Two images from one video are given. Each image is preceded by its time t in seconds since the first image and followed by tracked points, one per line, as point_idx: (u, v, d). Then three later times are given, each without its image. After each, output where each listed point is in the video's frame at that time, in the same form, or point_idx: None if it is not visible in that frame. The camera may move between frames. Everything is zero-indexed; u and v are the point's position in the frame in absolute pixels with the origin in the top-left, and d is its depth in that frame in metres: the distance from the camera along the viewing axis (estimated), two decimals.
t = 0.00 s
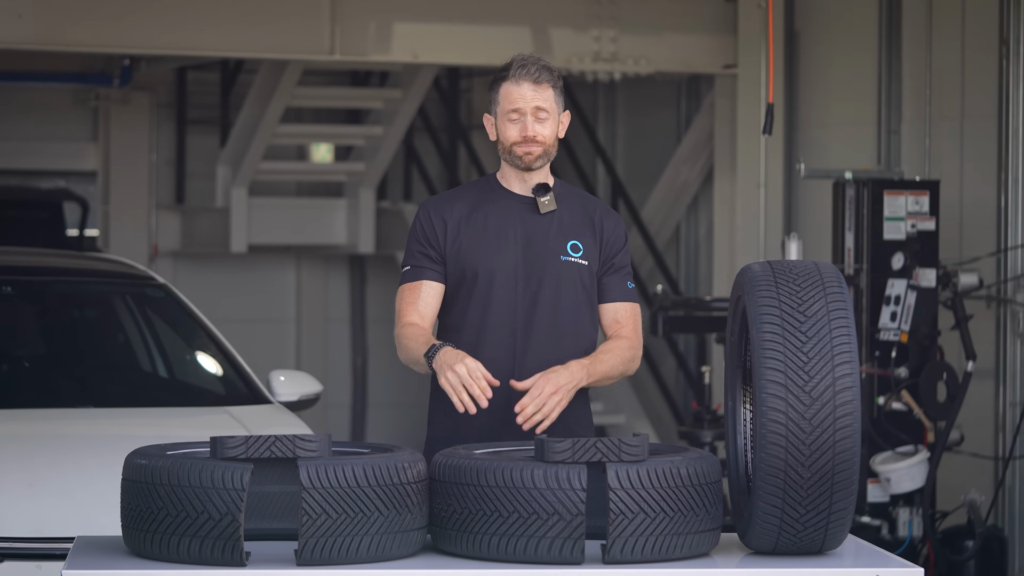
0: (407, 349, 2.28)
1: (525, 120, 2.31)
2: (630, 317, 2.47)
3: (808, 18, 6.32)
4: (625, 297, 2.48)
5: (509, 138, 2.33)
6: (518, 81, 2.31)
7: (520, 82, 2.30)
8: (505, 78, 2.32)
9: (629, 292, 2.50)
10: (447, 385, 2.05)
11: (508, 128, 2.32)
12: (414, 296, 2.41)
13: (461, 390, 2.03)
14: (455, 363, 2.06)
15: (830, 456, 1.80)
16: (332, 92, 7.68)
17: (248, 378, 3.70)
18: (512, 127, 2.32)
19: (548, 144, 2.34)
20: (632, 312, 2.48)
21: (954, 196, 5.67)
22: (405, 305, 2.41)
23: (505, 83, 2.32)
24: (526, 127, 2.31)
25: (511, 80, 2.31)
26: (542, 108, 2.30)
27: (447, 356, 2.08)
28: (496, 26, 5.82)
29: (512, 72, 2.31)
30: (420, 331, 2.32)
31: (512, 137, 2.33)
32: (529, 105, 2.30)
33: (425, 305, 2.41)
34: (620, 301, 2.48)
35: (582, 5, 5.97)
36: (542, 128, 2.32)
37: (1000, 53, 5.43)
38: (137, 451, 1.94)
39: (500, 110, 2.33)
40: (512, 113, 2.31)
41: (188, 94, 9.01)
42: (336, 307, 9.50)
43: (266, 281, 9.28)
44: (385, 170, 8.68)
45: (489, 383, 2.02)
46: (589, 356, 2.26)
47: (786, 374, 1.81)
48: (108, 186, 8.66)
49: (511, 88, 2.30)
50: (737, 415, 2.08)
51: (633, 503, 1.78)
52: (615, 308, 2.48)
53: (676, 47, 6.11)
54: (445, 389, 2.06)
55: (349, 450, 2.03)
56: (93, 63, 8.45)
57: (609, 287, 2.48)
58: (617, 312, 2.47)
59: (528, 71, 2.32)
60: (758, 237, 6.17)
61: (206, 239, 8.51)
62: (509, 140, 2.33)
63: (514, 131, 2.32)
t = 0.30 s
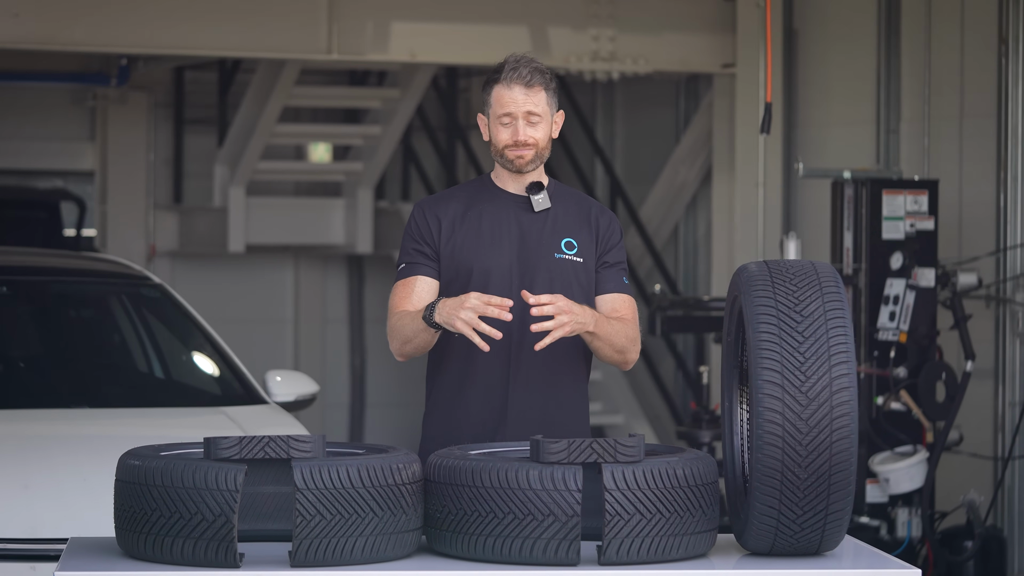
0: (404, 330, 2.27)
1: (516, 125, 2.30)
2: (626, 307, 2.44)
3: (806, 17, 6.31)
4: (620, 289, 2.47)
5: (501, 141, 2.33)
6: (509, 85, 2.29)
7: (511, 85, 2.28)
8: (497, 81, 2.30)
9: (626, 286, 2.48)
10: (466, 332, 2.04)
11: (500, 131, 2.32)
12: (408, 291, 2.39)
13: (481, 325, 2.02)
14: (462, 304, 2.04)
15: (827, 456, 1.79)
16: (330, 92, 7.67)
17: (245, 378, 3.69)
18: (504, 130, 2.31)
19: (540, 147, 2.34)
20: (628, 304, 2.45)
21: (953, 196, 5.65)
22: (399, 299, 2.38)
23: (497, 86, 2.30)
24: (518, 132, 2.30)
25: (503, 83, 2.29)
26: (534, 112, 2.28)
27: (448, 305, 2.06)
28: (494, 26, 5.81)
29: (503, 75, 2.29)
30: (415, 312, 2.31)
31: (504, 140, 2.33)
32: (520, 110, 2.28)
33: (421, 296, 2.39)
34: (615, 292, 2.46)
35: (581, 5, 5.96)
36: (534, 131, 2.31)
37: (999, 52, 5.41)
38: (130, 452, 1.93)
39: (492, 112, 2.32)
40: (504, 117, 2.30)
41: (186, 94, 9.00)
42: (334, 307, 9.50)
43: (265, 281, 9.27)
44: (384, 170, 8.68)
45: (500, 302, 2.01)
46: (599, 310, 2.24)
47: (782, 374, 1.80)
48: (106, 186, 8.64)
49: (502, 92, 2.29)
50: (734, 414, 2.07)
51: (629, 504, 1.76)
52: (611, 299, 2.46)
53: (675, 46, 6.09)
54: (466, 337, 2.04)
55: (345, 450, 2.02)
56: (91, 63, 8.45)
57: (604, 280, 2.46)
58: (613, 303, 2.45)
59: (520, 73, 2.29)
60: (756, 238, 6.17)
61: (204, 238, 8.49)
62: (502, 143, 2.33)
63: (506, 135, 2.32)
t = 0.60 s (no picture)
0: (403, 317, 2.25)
1: (517, 114, 2.29)
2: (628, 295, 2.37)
3: (806, 18, 6.31)
4: (621, 281, 2.40)
5: (500, 132, 2.32)
6: (511, 75, 2.30)
7: (513, 75, 2.30)
8: (499, 72, 2.31)
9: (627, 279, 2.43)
10: (479, 298, 2.00)
11: (500, 121, 2.31)
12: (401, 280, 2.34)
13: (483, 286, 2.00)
14: (467, 271, 2.02)
15: (828, 458, 1.78)
16: (329, 91, 7.65)
17: (243, 379, 3.68)
18: (504, 120, 2.30)
19: (541, 139, 2.33)
20: (629, 292, 2.37)
21: (954, 195, 5.64)
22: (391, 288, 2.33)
23: (498, 77, 2.31)
24: (518, 120, 2.30)
25: (503, 74, 2.30)
26: (535, 102, 2.29)
27: (451, 278, 2.04)
28: (494, 26, 5.80)
29: (505, 66, 2.31)
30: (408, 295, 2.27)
31: (503, 131, 2.31)
32: (521, 98, 2.29)
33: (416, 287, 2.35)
34: (616, 283, 2.40)
35: (581, 4, 5.95)
36: (535, 121, 2.30)
37: (1000, 53, 5.40)
38: (127, 453, 1.92)
39: (492, 104, 2.32)
40: (504, 106, 2.30)
41: (185, 94, 9.00)
42: (333, 308, 9.49)
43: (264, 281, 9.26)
44: (383, 170, 8.67)
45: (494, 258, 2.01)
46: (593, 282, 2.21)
47: (783, 376, 1.80)
48: (105, 186, 8.63)
49: (504, 82, 2.30)
50: (734, 416, 2.06)
51: (629, 507, 1.75)
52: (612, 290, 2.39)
53: (675, 46, 6.08)
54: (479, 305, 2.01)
55: (343, 451, 2.01)
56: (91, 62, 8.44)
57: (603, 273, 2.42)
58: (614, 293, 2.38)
59: (522, 65, 2.31)
60: (756, 238, 6.17)
61: (204, 238, 8.48)
62: (500, 133, 2.32)
63: (506, 124, 2.31)
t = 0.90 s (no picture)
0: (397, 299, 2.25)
1: (517, 102, 2.29)
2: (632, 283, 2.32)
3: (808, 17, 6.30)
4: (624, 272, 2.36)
5: (501, 123, 2.31)
6: (510, 66, 2.31)
7: (512, 67, 2.31)
8: (499, 65, 2.33)
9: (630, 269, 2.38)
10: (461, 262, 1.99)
11: (500, 112, 2.31)
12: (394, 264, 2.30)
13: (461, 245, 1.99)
14: (443, 237, 2.01)
15: (832, 460, 1.77)
16: (329, 91, 7.65)
17: (244, 379, 3.67)
18: (504, 110, 2.30)
19: (538, 131, 2.31)
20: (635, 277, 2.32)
21: (956, 195, 5.64)
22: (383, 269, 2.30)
23: (498, 70, 2.33)
24: (518, 108, 2.29)
25: (503, 66, 2.32)
26: (535, 91, 2.30)
27: (428, 246, 2.02)
28: (495, 25, 5.79)
29: (504, 59, 2.33)
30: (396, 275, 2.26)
31: (503, 121, 2.31)
32: (521, 87, 2.29)
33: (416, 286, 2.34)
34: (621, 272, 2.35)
35: (583, 4, 5.94)
36: (534, 111, 2.30)
37: (1002, 53, 5.40)
38: (129, 454, 1.91)
39: (493, 97, 2.33)
40: (504, 96, 2.30)
41: (186, 95, 8.99)
42: (335, 308, 9.49)
43: (265, 282, 9.26)
44: (384, 170, 8.66)
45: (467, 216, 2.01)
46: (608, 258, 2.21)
47: (787, 378, 1.79)
48: (106, 186, 8.62)
49: (504, 73, 2.31)
50: (737, 418, 2.05)
51: (632, 508, 1.75)
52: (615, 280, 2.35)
53: (676, 45, 6.08)
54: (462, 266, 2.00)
55: (347, 453, 2.00)
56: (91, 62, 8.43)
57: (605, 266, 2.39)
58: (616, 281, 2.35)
59: (521, 58, 2.33)
60: (758, 238, 6.17)
61: (205, 238, 8.47)
62: (502, 125, 2.31)
63: (506, 114, 2.30)
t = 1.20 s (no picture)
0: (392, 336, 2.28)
1: (519, 104, 2.29)
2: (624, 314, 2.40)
3: (810, 16, 6.32)
4: (620, 296, 2.45)
5: (503, 124, 2.31)
6: (513, 66, 2.30)
7: (515, 67, 2.29)
8: (502, 63, 2.31)
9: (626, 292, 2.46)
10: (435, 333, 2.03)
11: (502, 113, 2.30)
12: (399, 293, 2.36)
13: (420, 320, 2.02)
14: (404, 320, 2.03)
15: (837, 460, 1.76)
16: (331, 90, 7.64)
17: (247, 379, 3.66)
18: (507, 112, 2.30)
19: (541, 133, 2.31)
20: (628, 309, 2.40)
21: (959, 194, 5.64)
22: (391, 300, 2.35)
23: (500, 68, 2.31)
24: (520, 111, 2.29)
25: (506, 65, 2.30)
26: (537, 93, 2.28)
27: (396, 329, 2.07)
28: (497, 23, 5.78)
29: (508, 57, 2.30)
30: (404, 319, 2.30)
31: (505, 122, 2.30)
32: (523, 89, 2.28)
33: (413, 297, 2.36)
34: (615, 299, 2.44)
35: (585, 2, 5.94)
36: (536, 113, 2.29)
37: (1005, 51, 5.39)
38: (131, 453, 1.90)
39: (495, 95, 2.32)
40: (507, 97, 2.29)
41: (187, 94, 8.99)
42: (336, 307, 9.48)
43: (267, 282, 9.25)
44: (386, 169, 8.66)
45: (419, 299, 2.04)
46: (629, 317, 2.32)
47: (792, 377, 1.78)
48: (107, 186, 8.60)
49: (507, 73, 2.29)
50: (741, 417, 2.04)
51: (636, 508, 1.74)
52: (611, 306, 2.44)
53: (679, 43, 6.06)
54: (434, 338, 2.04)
55: (349, 452, 1.99)
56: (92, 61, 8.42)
57: (604, 287, 2.45)
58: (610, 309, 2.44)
59: (525, 57, 2.31)
60: (761, 238, 6.17)
61: (205, 238, 8.47)
62: (503, 126, 2.31)
63: (508, 116, 2.30)
